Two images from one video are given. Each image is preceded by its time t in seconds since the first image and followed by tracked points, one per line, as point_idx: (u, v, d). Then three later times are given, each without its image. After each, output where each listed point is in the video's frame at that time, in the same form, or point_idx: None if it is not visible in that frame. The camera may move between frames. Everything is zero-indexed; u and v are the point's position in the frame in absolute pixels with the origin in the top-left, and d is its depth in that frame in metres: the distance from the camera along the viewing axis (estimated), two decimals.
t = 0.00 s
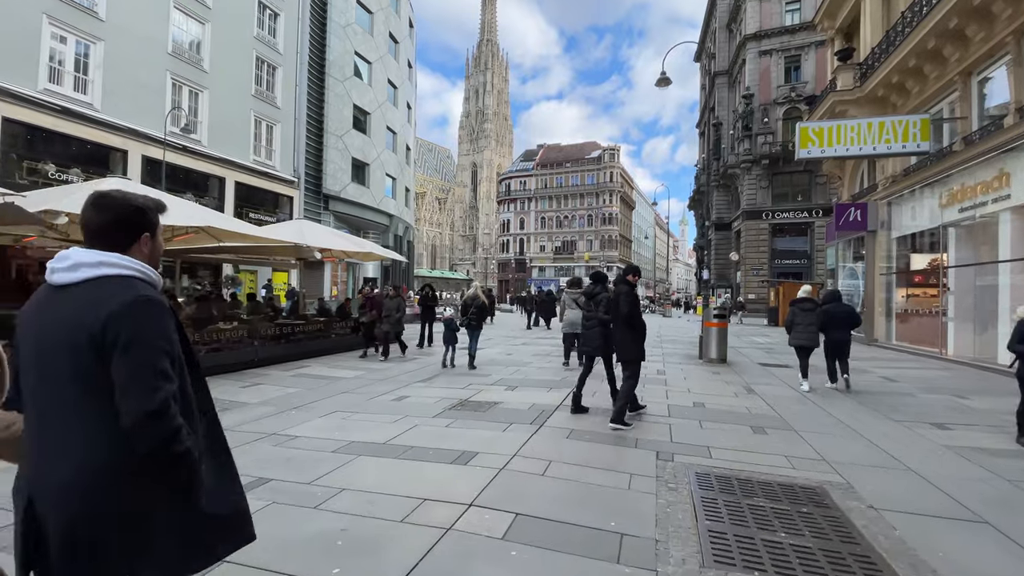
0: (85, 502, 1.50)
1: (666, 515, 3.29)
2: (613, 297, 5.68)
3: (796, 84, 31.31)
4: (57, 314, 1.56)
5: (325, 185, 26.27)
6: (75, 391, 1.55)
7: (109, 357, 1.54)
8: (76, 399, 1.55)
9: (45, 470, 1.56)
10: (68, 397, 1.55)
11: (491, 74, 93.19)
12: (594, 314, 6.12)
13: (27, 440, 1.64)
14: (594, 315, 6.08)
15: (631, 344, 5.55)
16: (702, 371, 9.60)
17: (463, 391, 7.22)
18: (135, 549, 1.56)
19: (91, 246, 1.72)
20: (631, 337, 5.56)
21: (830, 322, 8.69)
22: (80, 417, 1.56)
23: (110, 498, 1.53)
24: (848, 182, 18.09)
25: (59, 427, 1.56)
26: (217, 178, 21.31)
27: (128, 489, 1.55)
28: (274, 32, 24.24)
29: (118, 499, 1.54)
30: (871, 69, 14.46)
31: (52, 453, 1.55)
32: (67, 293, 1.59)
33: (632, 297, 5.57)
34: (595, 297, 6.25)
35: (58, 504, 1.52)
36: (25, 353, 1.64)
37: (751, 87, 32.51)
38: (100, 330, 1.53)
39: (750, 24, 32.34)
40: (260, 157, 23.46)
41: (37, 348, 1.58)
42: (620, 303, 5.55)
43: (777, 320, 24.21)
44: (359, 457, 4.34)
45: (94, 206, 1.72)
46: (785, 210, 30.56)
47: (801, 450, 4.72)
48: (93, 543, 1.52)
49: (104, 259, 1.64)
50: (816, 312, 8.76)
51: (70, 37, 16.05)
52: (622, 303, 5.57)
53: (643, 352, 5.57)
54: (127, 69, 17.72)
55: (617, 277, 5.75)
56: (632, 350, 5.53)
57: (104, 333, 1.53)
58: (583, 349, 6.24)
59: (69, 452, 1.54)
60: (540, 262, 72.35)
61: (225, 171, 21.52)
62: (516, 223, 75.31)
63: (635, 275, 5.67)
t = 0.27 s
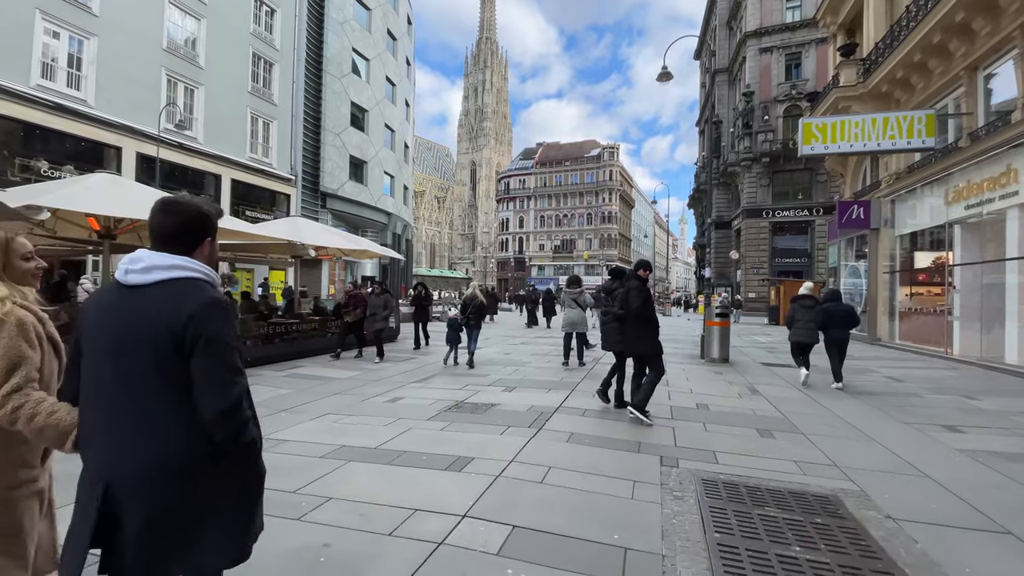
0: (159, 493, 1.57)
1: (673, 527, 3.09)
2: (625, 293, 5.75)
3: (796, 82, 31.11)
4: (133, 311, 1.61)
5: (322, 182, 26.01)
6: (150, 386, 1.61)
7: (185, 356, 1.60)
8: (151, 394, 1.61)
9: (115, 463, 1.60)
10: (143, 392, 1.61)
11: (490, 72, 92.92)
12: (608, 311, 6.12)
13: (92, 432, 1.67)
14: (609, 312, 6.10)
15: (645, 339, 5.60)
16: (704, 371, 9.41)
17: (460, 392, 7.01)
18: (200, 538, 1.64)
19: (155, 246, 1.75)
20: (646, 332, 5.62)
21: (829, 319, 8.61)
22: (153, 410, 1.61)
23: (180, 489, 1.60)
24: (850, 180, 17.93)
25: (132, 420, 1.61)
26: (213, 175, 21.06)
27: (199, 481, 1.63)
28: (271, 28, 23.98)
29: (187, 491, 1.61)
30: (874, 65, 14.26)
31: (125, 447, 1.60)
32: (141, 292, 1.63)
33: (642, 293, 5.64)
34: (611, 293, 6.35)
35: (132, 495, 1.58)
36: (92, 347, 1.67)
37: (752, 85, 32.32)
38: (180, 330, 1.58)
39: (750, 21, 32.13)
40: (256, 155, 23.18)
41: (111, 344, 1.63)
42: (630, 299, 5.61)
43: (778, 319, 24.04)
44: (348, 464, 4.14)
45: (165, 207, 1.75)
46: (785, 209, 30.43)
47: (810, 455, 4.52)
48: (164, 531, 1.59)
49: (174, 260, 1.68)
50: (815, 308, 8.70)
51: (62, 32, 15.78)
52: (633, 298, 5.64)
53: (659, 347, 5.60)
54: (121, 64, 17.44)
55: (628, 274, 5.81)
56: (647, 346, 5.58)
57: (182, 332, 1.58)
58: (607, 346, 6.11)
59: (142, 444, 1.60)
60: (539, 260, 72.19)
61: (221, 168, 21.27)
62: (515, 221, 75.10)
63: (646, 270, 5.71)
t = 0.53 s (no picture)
0: (216, 487, 1.72)
1: (683, 548, 2.91)
2: (640, 296, 5.81)
3: (797, 80, 30.91)
4: (189, 317, 1.77)
5: (321, 181, 25.79)
6: (205, 386, 1.75)
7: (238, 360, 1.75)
8: (206, 394, 1.75)
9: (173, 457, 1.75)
10: (199, 392, 1.75)
11: (490, 71, 92.75)
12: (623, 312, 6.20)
13: (149, 428, 1.82)
14: (623, 313, 6.17)
15: (658, 344, 5.69)
16: (708, 373, 9.23)
17: (458, 397, 6.83)
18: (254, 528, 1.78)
19: (202, 256, 1.90)
20: (660, 335, 5.70)
21: (831, 319, 8.61)
22: (209, 409, 1.76)
23: (237, 482, 1.75)
24: (853, 179, 17.77)
25: (189, 418, 1.76)
26: (210, 174, 20.82)
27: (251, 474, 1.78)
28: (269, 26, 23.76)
29: (242, 483, 1.76)
30: (878, 62, 14.07)
31: (183, 443, 1.75)
32: (194, 299, 1.79)
33: (658, 297, 5.69)
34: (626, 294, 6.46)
35: (193, 487, 1.72)
36: (148, 350, 1.82)
37: (752, 84, 32.14)
38: (233, 335, 1.73)
39: (751, 20, 31.93)
40: (253, 153, 22.94)
41: (168, 348, 1.77)
42: (647, 303, 5.68)
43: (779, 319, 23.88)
44: (341, 475, 3.97)
45: (211, 220, 1.91)
46: (785, 208, 30.29)
47: (823, 465, 4.35)
48: (220, 521, 1.73)
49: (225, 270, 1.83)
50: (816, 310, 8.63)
51: (57, 30, 15.54)
52: (649, 302, 5.69)
53: (673, 351, 5.71)
54: (117, 62, 17.18)
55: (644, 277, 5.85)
56: (661, 350, 5.67)
57: (235, 337, 1.74)
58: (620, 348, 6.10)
59: (199, 442, 1.74)
60: (538, 260, 72.05)
61: (218, 167, 21.04)
62: (514, 221, 74.94)
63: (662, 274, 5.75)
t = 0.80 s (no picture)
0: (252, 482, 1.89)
1: (690, 563, 2.77)
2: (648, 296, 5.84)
3: (798, 79, 30.74)
4: (231, 326, 1.93)
5: (319, 181, 25.62)
6: (245, 390, 1.92)
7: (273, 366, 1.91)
8: (244, 397, 1.91)
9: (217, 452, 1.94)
10: (237, 395, 1.92)
11: (489, 71, 92.54)
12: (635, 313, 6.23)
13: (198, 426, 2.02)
14: (634, 313, 6.19)
15: (667, 343, 5.62)
16: (710, 375, 9.09)
17: (456, 400, 6.69)
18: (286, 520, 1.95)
19: (244, 268, 2.05)
20: (669, 336, 5.63)
21: (830, 321, 8.73)
22: (248, 409, 1.93)
23: (271, 476, 1.93)
24: (856, 178, 17.61)
25: (230, 417, 1.93)
26: (207, 174, 20.63)
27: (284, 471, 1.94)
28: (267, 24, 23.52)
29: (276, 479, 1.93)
30: (882, 60, 13.91)
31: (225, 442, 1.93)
32: (236, 310, 1.95)
33: (667, 297, 5.66)
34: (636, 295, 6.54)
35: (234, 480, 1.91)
36: (196, 356, 1.99)
37: (753, 83, 31.95)
38: (269, 345, 1.89)
39: (752, 19, 31.76)
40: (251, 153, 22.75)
41: (212, 355, 1.94)
42: (655, 302, 5.66)
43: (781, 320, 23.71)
44: (333, 484, 3.83)
45: (250, 235, 2.03)
46: (787, 208, 30.12)
47: (832, 474, 4.21)
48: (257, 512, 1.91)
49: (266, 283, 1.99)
50: (810, 311, 8.73)
51: (53, 28, 15.34)
52: (657, 302, 5.68)
53: (682, 351, 5.62)
54: (113, 60, 16.99)
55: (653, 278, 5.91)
56: (669, 350, 5.59)
57: (272, 344, 1.89)
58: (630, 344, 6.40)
59: (241, 438, 1.92)
60: (538, 260, 71.91)
61: (215, 167, 20.84)
62: (514, 221, 74.74)
63: (671, 275, 5.79)
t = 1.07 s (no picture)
0: (278, 463, 1.97)
1: None
2: (652, 295, 5.75)
3: (800, 79, 30.57)
4: (261, 315, 2.00)
5: (318, 180, 25.48)
6: (273, 375, 1.99)
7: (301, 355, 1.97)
8: (272, 383, 1.98)
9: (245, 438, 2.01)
10: (265, 380, 1.99)
11: (490, 71, 92.41)
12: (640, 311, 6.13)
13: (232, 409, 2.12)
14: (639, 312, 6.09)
15: (667, 343, 5.52)
16: (713, 376, 8.94)
17: (454, 402, 6.54)
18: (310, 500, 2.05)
19: (277, 261, 2.14)
20: (672, 337, 5.53)
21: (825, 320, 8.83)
22: (275, 394, 2.00)
23: (298, 460, 2.00)
24: (859, 177, 17.46)
25: (258, 400, 2.00)
26: (206, 173, 20.46)
27: (307, 454, 2.01)
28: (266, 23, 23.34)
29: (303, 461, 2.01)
30: (886, 58, 13.73)
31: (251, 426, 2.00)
32: (267, 300, 2.03)
33: (669, 296, 5.55)
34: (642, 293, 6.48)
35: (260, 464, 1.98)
36: (229, 343, 2.08)
37: (755, 82, 31.77)
38: (296, 334, 1.96)
39: (754, 18, 31.59)
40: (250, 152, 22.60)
41: (244, 342, 2.02)
42: (657, 302, 5.56)
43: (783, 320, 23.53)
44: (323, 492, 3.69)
45: (283, 230, 2.14)
46: (788, 208, 29.95)
47: (842, 480, 4.06)
48: (284, 491, 2.01)
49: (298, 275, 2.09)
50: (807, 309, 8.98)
51: (49, 26, 15.18)
52: (659, 302, 5.58)
53: (685, 352, 5.51)
54: (110, 59, 16.83)
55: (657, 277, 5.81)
56: (671, 352, 5.49)
57: (299, 331, 1.96)
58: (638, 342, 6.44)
59: (267, 422, 1.99)
60: (538, 260, 71.76)
61: (215, 166, 20.67)
62: (514, 221, 74.60)
63: (676, 274, 5.67)
